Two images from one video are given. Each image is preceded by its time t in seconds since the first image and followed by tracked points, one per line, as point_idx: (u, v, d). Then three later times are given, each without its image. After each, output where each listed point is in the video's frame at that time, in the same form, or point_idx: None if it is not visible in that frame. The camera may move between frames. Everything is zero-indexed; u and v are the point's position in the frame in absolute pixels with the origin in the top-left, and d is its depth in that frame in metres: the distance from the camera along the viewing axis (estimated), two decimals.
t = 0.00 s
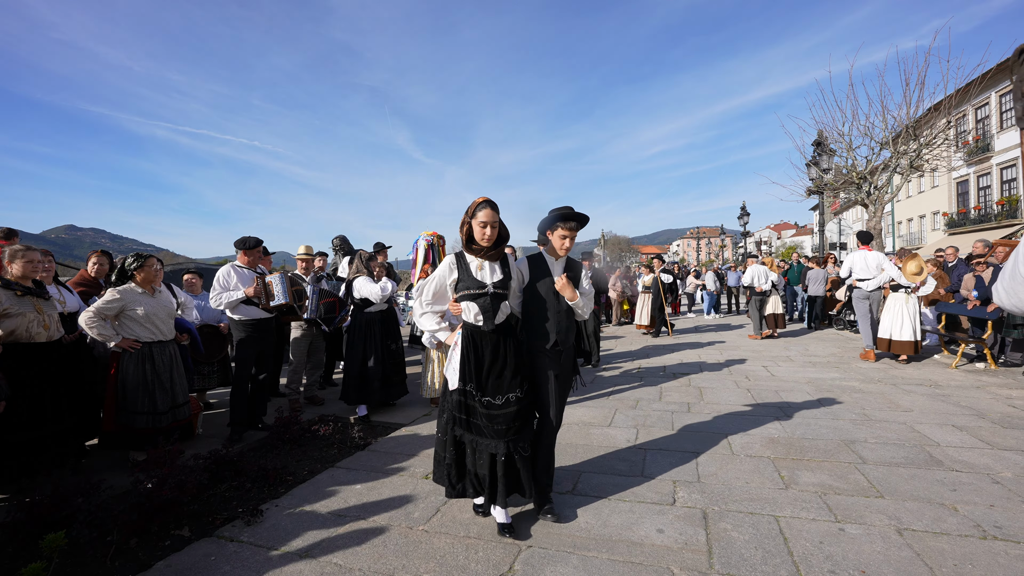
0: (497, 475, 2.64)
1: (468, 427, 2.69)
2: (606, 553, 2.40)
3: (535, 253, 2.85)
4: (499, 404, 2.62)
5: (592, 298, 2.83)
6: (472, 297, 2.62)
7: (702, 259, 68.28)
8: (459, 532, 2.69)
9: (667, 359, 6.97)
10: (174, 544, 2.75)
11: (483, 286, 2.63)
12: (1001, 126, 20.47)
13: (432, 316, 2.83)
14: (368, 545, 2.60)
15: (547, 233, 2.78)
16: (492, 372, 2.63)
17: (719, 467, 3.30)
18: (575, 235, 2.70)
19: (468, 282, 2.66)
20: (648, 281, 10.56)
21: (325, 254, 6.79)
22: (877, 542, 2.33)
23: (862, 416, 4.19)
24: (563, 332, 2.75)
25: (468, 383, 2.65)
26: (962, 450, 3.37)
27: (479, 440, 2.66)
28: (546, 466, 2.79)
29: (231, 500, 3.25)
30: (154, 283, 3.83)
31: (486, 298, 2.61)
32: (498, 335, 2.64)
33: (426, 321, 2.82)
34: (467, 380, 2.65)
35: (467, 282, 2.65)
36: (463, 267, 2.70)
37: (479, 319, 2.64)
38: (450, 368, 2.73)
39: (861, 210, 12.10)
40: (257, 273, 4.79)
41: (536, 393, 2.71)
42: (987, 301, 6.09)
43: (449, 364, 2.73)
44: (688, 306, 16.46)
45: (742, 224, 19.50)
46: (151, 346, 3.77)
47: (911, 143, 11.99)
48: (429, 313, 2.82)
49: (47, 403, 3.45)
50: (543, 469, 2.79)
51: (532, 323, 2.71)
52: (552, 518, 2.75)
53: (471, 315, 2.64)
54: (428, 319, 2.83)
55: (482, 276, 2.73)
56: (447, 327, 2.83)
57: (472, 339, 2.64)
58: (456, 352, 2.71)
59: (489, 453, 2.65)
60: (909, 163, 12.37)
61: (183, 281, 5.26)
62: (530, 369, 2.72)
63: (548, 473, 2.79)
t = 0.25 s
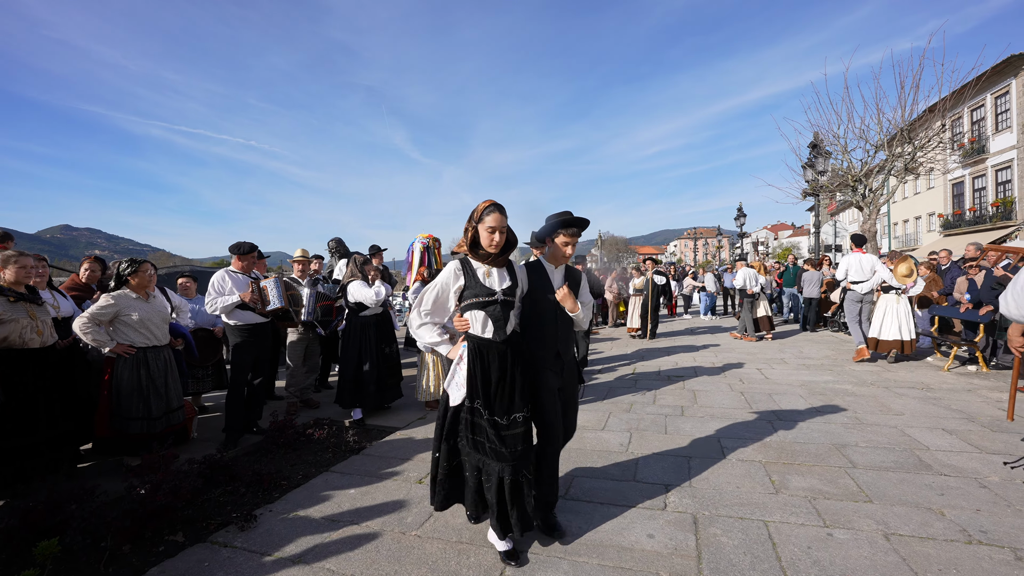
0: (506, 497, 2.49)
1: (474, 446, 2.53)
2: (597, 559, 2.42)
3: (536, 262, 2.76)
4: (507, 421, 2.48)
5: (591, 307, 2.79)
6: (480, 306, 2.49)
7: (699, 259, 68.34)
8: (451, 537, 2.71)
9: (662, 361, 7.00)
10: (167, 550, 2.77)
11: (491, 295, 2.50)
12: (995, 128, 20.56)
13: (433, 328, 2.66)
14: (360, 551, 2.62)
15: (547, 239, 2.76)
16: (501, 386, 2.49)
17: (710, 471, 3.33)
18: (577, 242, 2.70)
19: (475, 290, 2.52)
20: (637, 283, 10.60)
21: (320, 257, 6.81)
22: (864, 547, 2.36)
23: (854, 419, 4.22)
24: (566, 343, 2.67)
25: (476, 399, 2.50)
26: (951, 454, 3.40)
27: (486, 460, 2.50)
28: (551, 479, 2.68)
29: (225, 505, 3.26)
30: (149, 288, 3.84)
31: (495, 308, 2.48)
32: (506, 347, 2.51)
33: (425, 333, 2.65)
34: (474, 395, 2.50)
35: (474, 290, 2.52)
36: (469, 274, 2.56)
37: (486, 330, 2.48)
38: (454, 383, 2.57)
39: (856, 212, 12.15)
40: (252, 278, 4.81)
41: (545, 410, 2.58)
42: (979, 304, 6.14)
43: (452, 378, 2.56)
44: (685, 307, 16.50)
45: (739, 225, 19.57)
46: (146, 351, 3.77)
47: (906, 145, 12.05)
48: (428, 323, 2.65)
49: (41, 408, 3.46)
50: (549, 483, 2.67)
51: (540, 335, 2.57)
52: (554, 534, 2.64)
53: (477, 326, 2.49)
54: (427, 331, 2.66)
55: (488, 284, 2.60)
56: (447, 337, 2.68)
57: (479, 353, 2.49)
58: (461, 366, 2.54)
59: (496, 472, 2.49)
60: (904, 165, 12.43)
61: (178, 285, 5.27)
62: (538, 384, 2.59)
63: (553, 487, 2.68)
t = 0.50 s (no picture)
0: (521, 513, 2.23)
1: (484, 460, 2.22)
2: (590, 561, 2.43)
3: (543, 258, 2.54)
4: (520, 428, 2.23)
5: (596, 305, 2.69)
6: (491, 307, 2.21)
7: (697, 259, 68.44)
8: (446, 540, 2.72)
9: (658, 363, 7.03)
10: (162, 553, 2.77)
11: (504, 295, 2.24)
12: (991, 129, 20.61)
13: (435, 331, 2.37)
14: (355, 554, 2.63)
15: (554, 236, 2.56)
16: (513, 392, 2.24)
17: (704, 473, 3.35)
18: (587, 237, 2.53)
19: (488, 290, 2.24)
20: (630, 283, 10.60)
21: (317, 258, 6.81)
22: (855, 549, 2.38)
23: (848, 421, 4.24)
24: (574, 344, 2.43)
25: (487, 407, 2.20)
26: (943, 456, 3.42)
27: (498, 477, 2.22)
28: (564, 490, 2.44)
29: (221, 508, 3.27)
30: (144, 291, 3.84)
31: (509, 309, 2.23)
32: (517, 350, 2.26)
33: (427, 337, 2.36)
34: (484, 403, 2.21)
35: (485, 289, 2.24)
36: (479, 273, 2.29)
37: (496, 332, 2.22)
38: (461, 392, 2.26)
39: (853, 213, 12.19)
40: (248, 280, 4.82)
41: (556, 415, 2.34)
42: (974, 305, 6.17)
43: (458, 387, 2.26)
44: (682, 307, 16.54)
45: (736, 225, 19.61)
46: (142, 354, 3.77)
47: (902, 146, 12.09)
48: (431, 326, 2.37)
49: (37, 411, 3.47)
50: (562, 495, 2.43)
51: (550, 335, 2.32)
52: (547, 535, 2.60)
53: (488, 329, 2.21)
54: (429, 334, 2.37)
55: (499, 285, 2.34)
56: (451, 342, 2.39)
57: (489, 356, 2.21)
58: (470, 373, 2.23)
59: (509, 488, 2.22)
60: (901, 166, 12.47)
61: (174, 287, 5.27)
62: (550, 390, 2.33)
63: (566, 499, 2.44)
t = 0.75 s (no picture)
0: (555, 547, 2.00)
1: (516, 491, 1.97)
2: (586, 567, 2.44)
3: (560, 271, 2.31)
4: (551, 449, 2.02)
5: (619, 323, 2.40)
6: (514, 321, 1.96)
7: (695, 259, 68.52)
8: (443, 546, 2.73)
9: (656, 365, 7.04)
10: (160, 559, 2.78)
11: (526, 307, 2.00)
12: (988, 129, 20.66)
13: (451, 348, 2.06)
14: (352, 560, 2.63)
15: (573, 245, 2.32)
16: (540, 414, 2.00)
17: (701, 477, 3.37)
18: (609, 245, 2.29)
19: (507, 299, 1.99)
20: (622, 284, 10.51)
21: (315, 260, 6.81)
22: (851, 555, 2.39)
23: (844, 424, 4.26)
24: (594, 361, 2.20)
25: (519, 432, 1.94)
26: (939, 459, 3.44)
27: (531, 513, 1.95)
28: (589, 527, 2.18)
29: (218, 513, 3.27)
30: (141, 294, 3.84)
31: (533, 321, 1.98)
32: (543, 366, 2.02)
33: (441, 355, 2.05)
34: (514, 428, 1.94)
35: (508, 300, 1.98)
36: (499, 281, 2.03)
37: (521, 348, 1.96)
38: (487, 419, 1.95)
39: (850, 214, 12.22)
40: (245, 283, 4.82)
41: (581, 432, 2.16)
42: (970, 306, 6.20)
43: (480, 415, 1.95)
44: (680, 308, 16.56)
45: (734, 226, 19.65)
46: (139, 358, 3.77)
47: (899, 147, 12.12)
48: (444, 343, 2.07)
49: (35, 416, 3.47)
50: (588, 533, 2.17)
51: (573, 347, 2.12)
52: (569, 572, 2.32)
53: (507, 344, 1.95)
54: (443, 353, 2.06)
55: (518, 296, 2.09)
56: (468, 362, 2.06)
57: (517, 375, 1.95)
58: (497, 396, 1.93)
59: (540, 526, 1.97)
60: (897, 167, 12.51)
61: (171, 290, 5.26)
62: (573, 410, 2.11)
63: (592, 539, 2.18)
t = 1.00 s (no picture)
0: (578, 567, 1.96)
1: (540, 511, 1.91)
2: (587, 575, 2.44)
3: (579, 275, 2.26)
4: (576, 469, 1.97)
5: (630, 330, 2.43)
6: (544, 333, 1.93)
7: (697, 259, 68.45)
8: (445, 553, 2.73)
9: (657, 368, 7.05)
10: (163, 566, 2.79)
11: (557, 319, 1.97)
12: (991, 130, 20.60)
13: (477, 359, 1.97)
14: (355, 567, 2.64)
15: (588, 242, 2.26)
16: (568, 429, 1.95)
17: (702, 484, 3.38)
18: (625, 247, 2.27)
19: (537, 309, 1.95)
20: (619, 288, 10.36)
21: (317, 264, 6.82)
22: (852, 564, 2.39)
23: (846, 429, 4.27)
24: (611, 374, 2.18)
25: (546, 450, 1.89)
26: (941, 466, 3.44)
27: (554, 533, 1.90)
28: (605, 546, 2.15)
29: (221, 519, 3.28)
30: (144, 300, 3.85)
31: (563, 335, 1.95)
32: (570, 381, 1.99)
33: (467, 367, 1.95)
34: (541, 445, 1.89)
35: (540, 311, 1.94)
36: (529, 290, 1.97)
37: (551, 360, 1.94)
38: (516, 435, 1.87)
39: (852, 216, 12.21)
40: (248, 288, 4.84)
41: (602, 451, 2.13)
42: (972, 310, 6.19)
43: (510, 431, 1.86)
44: (682, 310, 16.57)
45: (736, 227, 19.63)
46: (142, 364, 3.78)
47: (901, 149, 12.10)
48: (470, 352, 1.97)
49: (38, 422, 3.48)
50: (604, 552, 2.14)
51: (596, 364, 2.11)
52: None
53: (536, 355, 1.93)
54: (469, 365, 1.96)
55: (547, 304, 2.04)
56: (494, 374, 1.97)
57: (544, 388, 1.92)
58: (526, 411, 1.88)
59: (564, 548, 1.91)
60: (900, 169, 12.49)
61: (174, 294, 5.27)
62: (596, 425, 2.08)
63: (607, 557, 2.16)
